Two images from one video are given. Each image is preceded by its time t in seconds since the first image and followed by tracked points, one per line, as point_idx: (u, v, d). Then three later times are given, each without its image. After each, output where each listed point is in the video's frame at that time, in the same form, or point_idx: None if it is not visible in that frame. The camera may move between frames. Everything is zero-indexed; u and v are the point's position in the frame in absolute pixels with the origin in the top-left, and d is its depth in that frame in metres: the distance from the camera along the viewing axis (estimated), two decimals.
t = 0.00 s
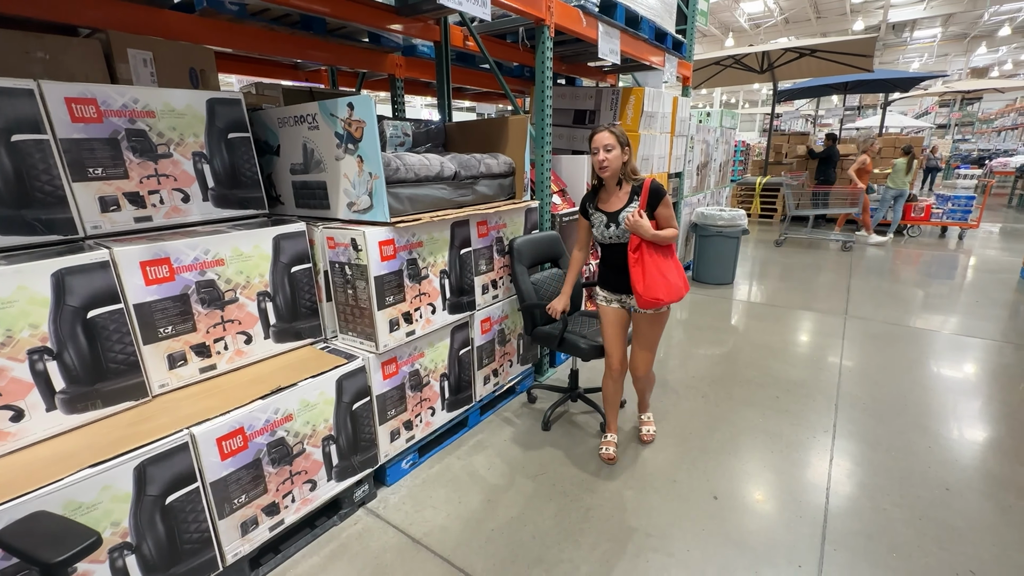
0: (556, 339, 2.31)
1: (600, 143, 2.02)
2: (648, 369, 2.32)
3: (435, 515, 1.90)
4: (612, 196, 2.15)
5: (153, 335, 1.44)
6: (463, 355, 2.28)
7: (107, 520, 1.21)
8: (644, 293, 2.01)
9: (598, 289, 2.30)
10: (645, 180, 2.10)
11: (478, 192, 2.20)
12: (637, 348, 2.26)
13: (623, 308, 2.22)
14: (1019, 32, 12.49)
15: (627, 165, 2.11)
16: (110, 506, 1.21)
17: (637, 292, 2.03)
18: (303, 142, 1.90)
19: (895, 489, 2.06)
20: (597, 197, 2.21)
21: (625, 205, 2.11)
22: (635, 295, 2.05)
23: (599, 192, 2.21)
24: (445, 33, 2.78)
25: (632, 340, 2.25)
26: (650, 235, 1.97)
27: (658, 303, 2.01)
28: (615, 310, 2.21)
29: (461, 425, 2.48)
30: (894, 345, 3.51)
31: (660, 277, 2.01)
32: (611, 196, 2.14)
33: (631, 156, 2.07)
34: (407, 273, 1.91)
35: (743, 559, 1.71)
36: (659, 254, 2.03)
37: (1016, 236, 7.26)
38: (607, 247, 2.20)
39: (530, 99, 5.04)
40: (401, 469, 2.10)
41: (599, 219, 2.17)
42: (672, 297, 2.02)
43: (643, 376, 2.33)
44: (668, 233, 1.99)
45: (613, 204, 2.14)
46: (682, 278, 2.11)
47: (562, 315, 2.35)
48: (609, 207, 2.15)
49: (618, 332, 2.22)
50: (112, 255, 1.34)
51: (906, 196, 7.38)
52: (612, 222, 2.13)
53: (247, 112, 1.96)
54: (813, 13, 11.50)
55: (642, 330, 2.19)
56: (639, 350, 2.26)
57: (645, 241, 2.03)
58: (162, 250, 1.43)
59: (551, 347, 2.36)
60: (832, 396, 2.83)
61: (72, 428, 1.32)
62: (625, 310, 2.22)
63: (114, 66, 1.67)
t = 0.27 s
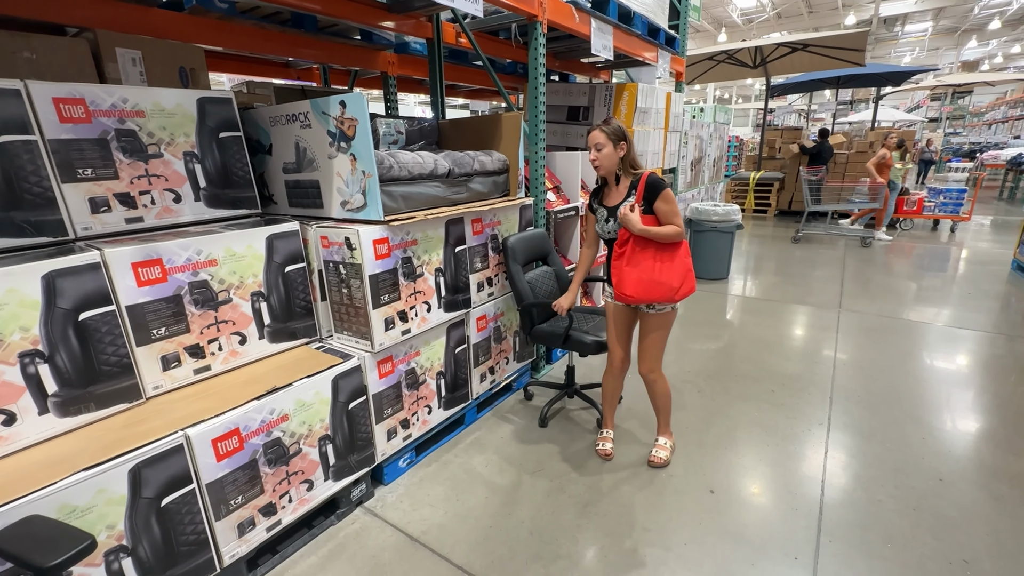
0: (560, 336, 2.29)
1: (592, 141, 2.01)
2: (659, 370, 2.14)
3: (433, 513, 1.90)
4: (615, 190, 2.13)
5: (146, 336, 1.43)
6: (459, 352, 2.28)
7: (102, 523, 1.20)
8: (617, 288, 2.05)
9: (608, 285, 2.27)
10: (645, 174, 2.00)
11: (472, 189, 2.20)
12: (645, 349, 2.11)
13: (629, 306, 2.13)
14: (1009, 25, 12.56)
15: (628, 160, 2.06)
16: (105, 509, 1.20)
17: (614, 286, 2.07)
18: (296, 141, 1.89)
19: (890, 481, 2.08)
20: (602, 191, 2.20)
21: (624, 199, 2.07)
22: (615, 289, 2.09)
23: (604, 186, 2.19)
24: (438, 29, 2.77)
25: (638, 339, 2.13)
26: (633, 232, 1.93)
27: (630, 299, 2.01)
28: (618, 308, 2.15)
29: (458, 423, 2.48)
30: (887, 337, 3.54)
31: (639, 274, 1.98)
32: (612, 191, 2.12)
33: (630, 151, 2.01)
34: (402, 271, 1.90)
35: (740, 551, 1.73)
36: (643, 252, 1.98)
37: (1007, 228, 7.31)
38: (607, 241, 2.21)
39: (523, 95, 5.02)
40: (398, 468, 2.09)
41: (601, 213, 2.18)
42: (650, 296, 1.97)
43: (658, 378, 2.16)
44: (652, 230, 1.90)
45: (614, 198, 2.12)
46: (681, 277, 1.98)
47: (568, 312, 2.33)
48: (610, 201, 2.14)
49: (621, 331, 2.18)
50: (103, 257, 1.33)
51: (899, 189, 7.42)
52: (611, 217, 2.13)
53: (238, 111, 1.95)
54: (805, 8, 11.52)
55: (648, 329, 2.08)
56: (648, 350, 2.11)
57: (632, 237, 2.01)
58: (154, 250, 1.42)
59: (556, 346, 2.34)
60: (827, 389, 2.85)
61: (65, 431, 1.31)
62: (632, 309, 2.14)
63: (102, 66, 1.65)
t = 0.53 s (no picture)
0: (571, 333, 2.32)
1: (597, 143, 2.03)
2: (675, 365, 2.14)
3: (429, 509, 1.90)
4: (631, 184, 2.08)
5: (135, 336, 1.42)
6: (453, 348, 2.27)
7: (92, 524, 1.19)
8: (631, 284, 2.01)
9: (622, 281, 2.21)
10: (660, 167, 1.95)
11: (464, 184, 2.19)
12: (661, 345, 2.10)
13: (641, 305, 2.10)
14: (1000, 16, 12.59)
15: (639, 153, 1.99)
16: (95, 510, 1.19)
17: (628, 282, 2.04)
18: (285, 137, 1.87)
19: (883, 470, 2.09)
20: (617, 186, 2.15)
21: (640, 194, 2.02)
22: (628, 285, 2.06)
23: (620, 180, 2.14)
24: (428, 24, 2.74)
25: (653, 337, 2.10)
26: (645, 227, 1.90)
27: (643, 296, 1.98)
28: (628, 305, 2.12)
29: (453, 419, 2.47)
30: (880, 328, 3.56)
31: (653, 270, 1.94)
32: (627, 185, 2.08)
33: (630, 148, 1.95)
34: (394, 268, 1.89)
35: (735, 542, 1.74)
36: (659, 248, 1.94)
37: (998, 218, 7.36)
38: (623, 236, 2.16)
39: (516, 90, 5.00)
40: (394, 465, 2.09)
41: (617, 207, 2.13)
42: (664, 293, 1.94)
43: (672, 373, 2.14)
44: (665, 226, 1.86)
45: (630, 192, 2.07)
46: (698, 275, 1.94)
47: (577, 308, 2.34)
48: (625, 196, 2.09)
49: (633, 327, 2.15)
50: (89, 256, 1.31)
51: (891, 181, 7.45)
52: (626, 211, 2.08)
53: (226, 108, 1.93)
54: None
55: (661, 327, 2.06)
56: (664, 348, 2.10)
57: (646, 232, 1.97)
58: (142, 249, 1.41)
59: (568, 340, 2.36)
60: (821, 380, 2.86)
61: (54, 433, 1.29)
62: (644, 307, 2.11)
63: (86, 63, 1.62)
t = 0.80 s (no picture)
0: (561, 326, 2.33)
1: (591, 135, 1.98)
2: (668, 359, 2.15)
3: (417, 505, 1.89)
4: (628, 176, 2.03)
5: (110, 336, 1.38)
6: (440, 343, 2.26)
7: (69, 529, 1.17)
8: (633, 279, 1.97)
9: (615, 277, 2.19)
10: (657, 158, 1.92)
11: (448, 178, 2.17)
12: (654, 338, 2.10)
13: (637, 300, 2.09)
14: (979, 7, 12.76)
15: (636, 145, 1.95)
16: (72, 514, 1.16)
17: (628, 277, 2.00)
18: (263, 131, 1.83)
19: (866, 456, 2.13)
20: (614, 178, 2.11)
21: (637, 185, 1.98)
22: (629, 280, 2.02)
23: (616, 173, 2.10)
24: (410, 15, 2.70)
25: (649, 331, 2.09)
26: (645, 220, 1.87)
27: (646, 291, 1.94)
28: (623, 299, 2.12)
29: (441, 414, 2.47)
30: (864, 317, 3.61)
31: (654, 264, 1.91)
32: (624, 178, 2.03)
33: (625, 140, 1.90)
34: (378, 263, 1.87)
35: (722, 530, 1.75)
36: (660, 241, 1.91)
37: (978, 207, 7.49)
38: (619, 229, 2.12)
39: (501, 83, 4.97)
40: (381, 461, 2.08)
41: (615, 200, 2.09)
42: (667, 288, 1.92)
43: (666, 367, 2.15)
44: (665, 218, 1.83)
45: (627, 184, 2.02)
46: (699, 268, 1.93)
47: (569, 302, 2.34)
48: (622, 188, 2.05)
49: (627, 322, 2.13)
50: (60, 255, 1.27)
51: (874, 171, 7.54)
52: (624, 203, 2.04)
53: (202, 102, 1.88)
54: None
55: (656, 322, 2.06)
56: (658, 341, 2.10)
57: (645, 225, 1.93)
58: (115, 247, 1.37)
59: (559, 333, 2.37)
60: (805, 369, 2.89)
61: (28, 437, 1.26)
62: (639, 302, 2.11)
63: (54, 55, 1.57)
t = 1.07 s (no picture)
0: (555, 321, 2.31)
1: (579, 126, 1.94)
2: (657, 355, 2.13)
3: (411, 502, 1.88)
4: (615, 169, 2.00)
5: (95, 336, 1.36)
6: (433, 339, 2.25)
7: (55, 533, 1.15)
8: (620, 274, 1.94)
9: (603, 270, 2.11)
10: (646, 151, 1.89)
11: (439, 173, 2.15)
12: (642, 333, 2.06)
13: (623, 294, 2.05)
14: None
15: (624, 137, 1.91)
16: (58, 518, 1.14)
17: (617, 272, 1.97)
18: (250, 126, 1.80)
19: (857, 445, 2.15)
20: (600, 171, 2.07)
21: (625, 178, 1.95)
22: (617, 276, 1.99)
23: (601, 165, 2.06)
24: (398, 8, 2.66)
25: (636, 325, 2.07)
26: (633, 214, 1.84)
27: (635, 287, 1.91)
28: (609, 292, 2.07)
29: (435, 411, 2.46)
30: (854, 308, 3.64)
31: (643, 259, 1.89)
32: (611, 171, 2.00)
33: (614, 132, 1.87)
34: (368, 259, 1.85)
35: (716, 521, 1.77)
36: (648, 235, 1.88)
37: (965, 198, 7.57)
38: (607, 223, 2.08)
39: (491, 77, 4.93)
40: (375, 458, 2.07)
41: (601, 193, 2.05)
42: (656, 283, 1.89)
43: (655, 363, 2.13)
44: (654, 212, 1.81)
45: (614, 177, 1.98)
46: (688, 263, 1.91)
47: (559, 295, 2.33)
48: (610, 181, 2.01)
49: (614, 316, 2.07)
50: (41, 254, 1.24)
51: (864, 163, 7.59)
52: (611, 196, 2.00)
53: (186, 97, 1.85)
54: None
55: (643, 316, 2.02)
56: (646, 337, 2.07)
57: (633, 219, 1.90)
58: (99, 245, 1.34)
59: (551, 328, 2.36)
60: (797, 360, 2.91)
61: (13, 440, 1.24)
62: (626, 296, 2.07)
63: (32, 49, 1.53)
